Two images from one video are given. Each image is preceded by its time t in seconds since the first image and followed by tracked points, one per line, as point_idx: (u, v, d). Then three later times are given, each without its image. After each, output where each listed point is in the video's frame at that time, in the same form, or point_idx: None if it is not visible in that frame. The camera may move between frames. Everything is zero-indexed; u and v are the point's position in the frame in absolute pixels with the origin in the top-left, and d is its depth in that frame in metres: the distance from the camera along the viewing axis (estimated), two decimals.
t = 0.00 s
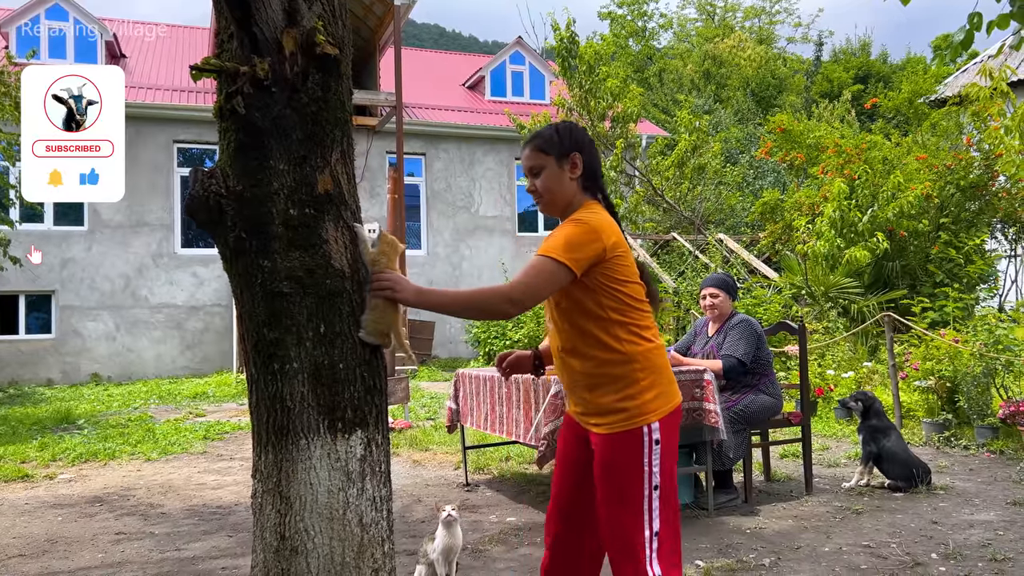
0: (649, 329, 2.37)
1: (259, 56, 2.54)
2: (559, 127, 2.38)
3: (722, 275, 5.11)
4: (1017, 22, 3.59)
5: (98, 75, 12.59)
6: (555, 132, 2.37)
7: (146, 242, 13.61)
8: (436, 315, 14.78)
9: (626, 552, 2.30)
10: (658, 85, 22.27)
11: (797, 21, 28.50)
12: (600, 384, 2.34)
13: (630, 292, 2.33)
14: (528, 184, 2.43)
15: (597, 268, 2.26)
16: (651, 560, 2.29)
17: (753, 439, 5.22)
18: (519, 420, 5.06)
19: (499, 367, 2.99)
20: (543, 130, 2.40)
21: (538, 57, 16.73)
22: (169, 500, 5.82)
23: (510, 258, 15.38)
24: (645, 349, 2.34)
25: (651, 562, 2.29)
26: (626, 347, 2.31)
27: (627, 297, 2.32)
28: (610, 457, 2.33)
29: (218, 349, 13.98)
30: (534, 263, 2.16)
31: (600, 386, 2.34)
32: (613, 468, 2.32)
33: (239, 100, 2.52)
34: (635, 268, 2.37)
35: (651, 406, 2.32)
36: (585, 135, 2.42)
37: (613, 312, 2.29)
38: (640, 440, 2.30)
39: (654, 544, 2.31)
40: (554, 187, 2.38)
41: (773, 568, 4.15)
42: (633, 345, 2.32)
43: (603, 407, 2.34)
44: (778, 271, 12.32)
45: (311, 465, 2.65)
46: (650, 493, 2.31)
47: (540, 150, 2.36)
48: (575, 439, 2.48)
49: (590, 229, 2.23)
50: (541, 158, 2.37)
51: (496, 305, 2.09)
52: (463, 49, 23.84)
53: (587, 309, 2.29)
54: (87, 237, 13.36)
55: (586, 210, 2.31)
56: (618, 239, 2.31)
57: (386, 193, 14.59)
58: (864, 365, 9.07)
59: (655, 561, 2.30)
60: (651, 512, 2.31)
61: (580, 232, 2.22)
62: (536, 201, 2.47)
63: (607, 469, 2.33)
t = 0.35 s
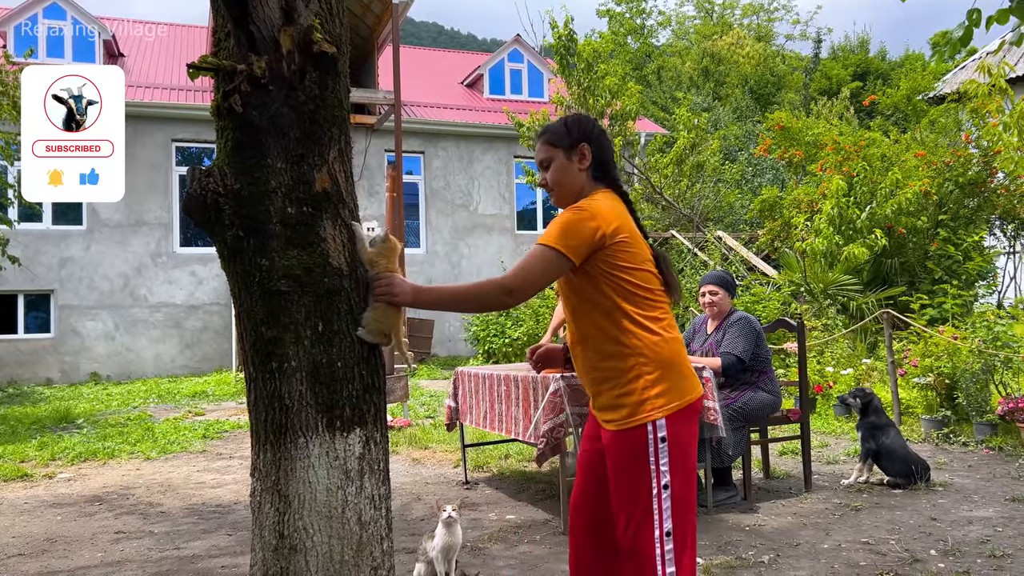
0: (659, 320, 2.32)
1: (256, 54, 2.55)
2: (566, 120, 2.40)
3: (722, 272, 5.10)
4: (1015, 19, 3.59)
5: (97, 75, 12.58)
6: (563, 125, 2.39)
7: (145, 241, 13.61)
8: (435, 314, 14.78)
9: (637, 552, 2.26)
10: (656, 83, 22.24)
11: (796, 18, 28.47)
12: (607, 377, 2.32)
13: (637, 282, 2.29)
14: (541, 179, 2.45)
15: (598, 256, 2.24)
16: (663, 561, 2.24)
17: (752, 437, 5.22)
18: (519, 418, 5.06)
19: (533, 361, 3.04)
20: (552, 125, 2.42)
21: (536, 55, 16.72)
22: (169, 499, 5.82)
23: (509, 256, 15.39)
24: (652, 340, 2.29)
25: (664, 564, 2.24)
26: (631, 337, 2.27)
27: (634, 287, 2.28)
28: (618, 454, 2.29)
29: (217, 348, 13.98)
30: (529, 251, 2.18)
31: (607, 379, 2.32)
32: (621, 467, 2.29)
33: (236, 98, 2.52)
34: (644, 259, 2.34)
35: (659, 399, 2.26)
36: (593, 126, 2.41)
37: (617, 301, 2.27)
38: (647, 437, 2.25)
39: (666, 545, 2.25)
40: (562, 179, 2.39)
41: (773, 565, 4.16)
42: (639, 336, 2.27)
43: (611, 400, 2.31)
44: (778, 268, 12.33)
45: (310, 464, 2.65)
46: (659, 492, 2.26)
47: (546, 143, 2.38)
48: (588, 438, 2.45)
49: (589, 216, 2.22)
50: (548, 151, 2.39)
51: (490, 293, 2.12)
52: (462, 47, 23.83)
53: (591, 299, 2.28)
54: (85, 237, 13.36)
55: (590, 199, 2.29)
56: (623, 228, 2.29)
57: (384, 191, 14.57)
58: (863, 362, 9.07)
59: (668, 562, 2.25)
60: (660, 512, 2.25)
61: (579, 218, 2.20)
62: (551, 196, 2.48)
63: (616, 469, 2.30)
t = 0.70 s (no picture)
0: (681, 313, 2.33)
1: (255, 54, 2.55)
2: (573, 126, 2.40)
3: (722, 270, 5.09)
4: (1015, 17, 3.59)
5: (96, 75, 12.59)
6: (570, 130, 2.39)
7: (144, 240, 13.60)
8: (434, 312, 14.78)
9: (647, 540, 2.29)
10: (655, 81, 22.23)
11: (795, 16, 28.44)
12: (631, 371, 2.31)
13: (657, 276, 2.30)
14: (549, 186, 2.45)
15: (619, 252, 2.24)
16: (673, 548, 2.28)
17: (752, 435, 5.22)
18: (518, 416, 5.07)
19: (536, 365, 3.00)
20: (559, 132, 2.42)
21: (536, 53, 16.71)
22: (169, 498, 5.82)
23: (508, 255, 15.39)
24: (676, 332, 2.30)
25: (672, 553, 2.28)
26: (655, 330, 2.27)
27: (655, 282, 2.29)
28: (638, 443, 2.30)
29: (217, 347, 13.97)
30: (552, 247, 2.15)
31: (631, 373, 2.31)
32: (640, 457, 2.29)
33: (236, 97, 2.52)
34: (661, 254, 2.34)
35: (682, 390, 2.27)
36: (600, 132, 2.41)
37: (640, 295, 2.27)
38: (669, 427, 2.26)
39: (677, 533, 2.29)
40: (573, 183, 2.39)
41: (772, 563, 4.16)
42: (663, 328, 2.28)
43: (636, 393, 2.31)
44: (777, 266, 12.33)
45: (310, 462, 2.65)
46: (676, 481, 2.29)
47: (555, 149, 2.38)
48: (603, 424, 2.45)
49: (610, 211, 2.22)
50: (557, 157, 2.38)
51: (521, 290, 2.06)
52: (461, 45, 23.81)
53: (615, 294, 2.28)
54: (85, 235, 13.35)
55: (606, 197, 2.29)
56: (641, 224, 2.29)
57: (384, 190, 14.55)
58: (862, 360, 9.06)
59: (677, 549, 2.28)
60: (674, 501, 2.28)
61: (601, 213, 2.20)
62: (561, 202, 2.48)
63: (636, 455, 2.31)
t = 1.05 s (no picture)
0: (719, 311, 2.27)
1: (254, 51, 2.53)
2: (600, 131, 2.37)
3: (722, 269, 5.10)
4: (1014, 15, 3.60)
5: (97, 75, 12.60)
6: (596, 135, 2.37)
7: (143, 238, 13.59)
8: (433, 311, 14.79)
9: (693, 542, 2.22)
10: (655, 79, 22.22)
11: (795, 13, 28.39)
12: (668, 371, 2.26)
13: (694, 274, 2.24)
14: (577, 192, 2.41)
15: (656, 250, 2.19)
16: (721, 549, 2.20)
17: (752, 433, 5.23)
18: (517, 415, 5.07)
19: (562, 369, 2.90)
20: (586, 137, 2.39)
21: (535, 51, 16.70)
22: (169, 496, 5.82)
23: (507, 253, 15.39)
24: (715, 332, 2.24)
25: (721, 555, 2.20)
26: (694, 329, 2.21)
27: (692, 281, 2.23)
28: (681, 446, 2.23)
29: (216, 345, 13.96)
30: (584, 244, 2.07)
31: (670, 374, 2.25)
32: (684, 458, 2.23)
33: (236, 95, 2.51)
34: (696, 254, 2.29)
35: (720, 390, 2.22)
36: (627, 137, 2.39)
37: (678, 293, 2.21)
38: (711, 429, 2.20)
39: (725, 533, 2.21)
40: (602, 187, 2.35)
41: (771, 561, 4.17)
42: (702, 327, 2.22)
43: (673, 393, 2.26)
44: (777, 265, 12.34)
45: (310, 460, 2.66)
46: (721, 483, 2.22)
47: (582, 155, 2.36)
48: (640, 427, 2.40)
49: (646, 208, 2.17)
50: (584, 163, 2.36)
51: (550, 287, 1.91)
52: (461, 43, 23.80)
53: (650, 294, 2.22)
54: (84, 234, 13.34)
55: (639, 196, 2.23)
56: (675, 223, 2.24)
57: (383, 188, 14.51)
58: (861, 358, 9.06)
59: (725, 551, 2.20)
60: (721, 502, 2.21)
61: (635, 210, 2.14)
62: (589, 207, 2.44)
63: (679, 457, 2.24)
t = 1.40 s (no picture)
0: (739, 309, 2.21)
1: (250, 46, 2.53)
2: (607, 140, 2.38)
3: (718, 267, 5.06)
4: (1012, 13, 3.59)
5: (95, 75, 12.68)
6: (604, 145, 2.37)
7: (141, 235, 13.57)
8: (431, 308, 14.78)
9: (701, 543, 2.15)
10: (653, 76, 22.19)
11: (793, 11, 28.36)
12: (688, 371, 2.21)
13: (710, 273, 2.20)
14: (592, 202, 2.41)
15: (669, 253, 2.17)
16: (729, 551, 2.13)
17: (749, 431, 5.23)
18: (515, 412, 5.08)
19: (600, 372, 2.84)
20: (596, 147, 2.40)
21: (533, 48, 16.69)
22: (166, 493, 5.81)
23: (505, 250, 15.38)
24: (733, 330, 2.18)
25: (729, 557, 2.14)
26: (711, 327, 2.17)
27: (709, 280, 2.19)
28: (693, 445, 2.17)
29: (213, 342, 13.95)
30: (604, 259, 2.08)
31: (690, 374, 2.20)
32: (696, 458, 2.17)
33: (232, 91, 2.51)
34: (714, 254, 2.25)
35: (738, 388, 2.15)
36: (636, 143, 2.37)
37: (694, 293, 2.17)
38: (723, 428, 2.14)
39: (734, 535, 2.14)
40: (614, 196, 2.35)
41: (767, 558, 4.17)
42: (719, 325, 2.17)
43: (692, 393, 2.21)
44: (774, 263, 12.33)
45: (306, 457, 2.65)
46: (732, 484, 2.15)
47: (590, 168, 2.36)
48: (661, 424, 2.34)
49: (655, 211, 2.15)
50: (593, 175, 2.36)
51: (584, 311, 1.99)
52: (459, 40, 23.76)
53: (666, 295, 2.19)
54: (81, 230, 13.31)
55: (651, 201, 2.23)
56: (689, 223, 2.21)
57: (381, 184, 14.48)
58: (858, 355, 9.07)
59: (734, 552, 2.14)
60: (731, 503, 2.14)
61: (644, 215, 2.13)
62: (606, 218, 2.44)
63: (690, 456, 2.18)
